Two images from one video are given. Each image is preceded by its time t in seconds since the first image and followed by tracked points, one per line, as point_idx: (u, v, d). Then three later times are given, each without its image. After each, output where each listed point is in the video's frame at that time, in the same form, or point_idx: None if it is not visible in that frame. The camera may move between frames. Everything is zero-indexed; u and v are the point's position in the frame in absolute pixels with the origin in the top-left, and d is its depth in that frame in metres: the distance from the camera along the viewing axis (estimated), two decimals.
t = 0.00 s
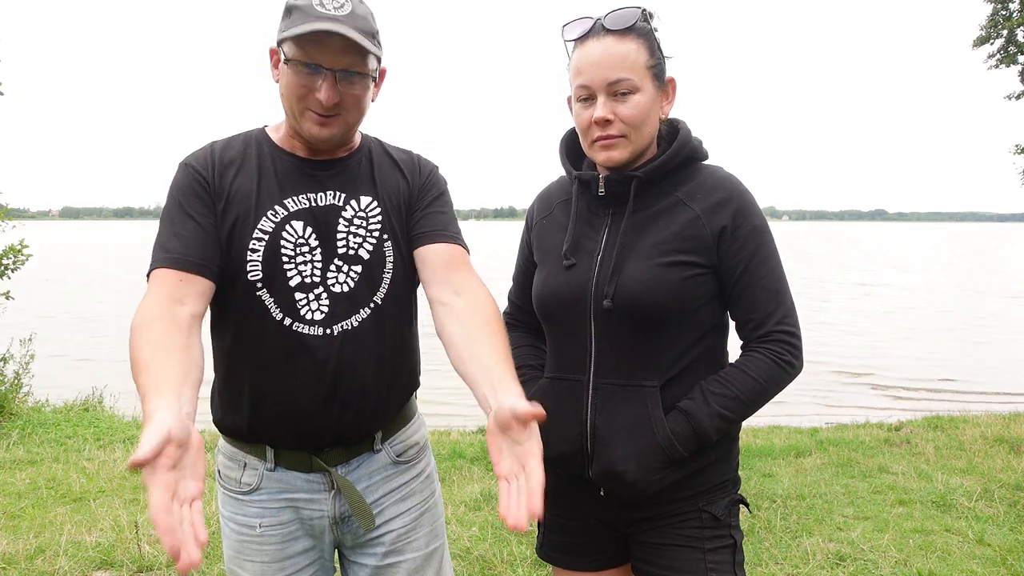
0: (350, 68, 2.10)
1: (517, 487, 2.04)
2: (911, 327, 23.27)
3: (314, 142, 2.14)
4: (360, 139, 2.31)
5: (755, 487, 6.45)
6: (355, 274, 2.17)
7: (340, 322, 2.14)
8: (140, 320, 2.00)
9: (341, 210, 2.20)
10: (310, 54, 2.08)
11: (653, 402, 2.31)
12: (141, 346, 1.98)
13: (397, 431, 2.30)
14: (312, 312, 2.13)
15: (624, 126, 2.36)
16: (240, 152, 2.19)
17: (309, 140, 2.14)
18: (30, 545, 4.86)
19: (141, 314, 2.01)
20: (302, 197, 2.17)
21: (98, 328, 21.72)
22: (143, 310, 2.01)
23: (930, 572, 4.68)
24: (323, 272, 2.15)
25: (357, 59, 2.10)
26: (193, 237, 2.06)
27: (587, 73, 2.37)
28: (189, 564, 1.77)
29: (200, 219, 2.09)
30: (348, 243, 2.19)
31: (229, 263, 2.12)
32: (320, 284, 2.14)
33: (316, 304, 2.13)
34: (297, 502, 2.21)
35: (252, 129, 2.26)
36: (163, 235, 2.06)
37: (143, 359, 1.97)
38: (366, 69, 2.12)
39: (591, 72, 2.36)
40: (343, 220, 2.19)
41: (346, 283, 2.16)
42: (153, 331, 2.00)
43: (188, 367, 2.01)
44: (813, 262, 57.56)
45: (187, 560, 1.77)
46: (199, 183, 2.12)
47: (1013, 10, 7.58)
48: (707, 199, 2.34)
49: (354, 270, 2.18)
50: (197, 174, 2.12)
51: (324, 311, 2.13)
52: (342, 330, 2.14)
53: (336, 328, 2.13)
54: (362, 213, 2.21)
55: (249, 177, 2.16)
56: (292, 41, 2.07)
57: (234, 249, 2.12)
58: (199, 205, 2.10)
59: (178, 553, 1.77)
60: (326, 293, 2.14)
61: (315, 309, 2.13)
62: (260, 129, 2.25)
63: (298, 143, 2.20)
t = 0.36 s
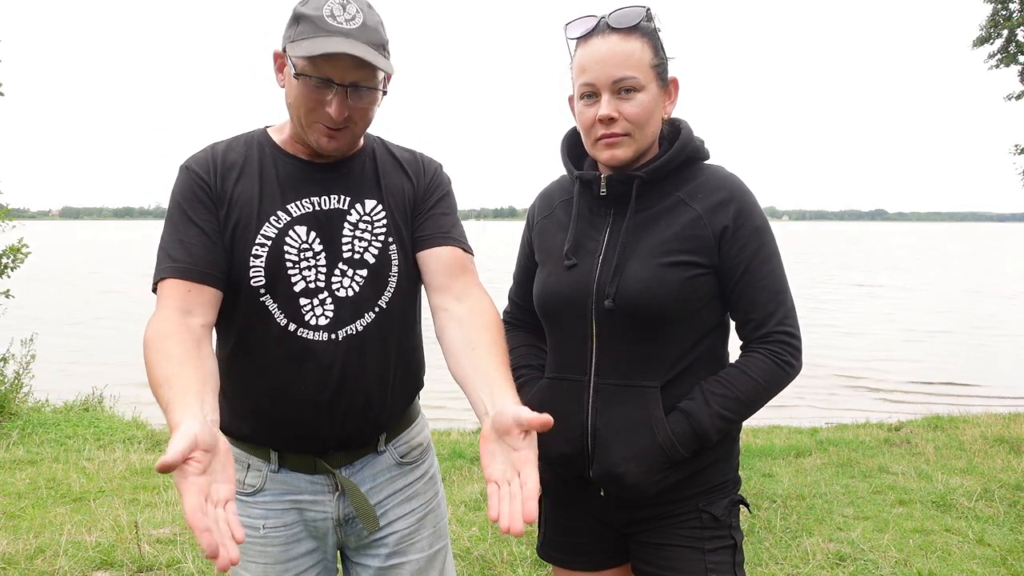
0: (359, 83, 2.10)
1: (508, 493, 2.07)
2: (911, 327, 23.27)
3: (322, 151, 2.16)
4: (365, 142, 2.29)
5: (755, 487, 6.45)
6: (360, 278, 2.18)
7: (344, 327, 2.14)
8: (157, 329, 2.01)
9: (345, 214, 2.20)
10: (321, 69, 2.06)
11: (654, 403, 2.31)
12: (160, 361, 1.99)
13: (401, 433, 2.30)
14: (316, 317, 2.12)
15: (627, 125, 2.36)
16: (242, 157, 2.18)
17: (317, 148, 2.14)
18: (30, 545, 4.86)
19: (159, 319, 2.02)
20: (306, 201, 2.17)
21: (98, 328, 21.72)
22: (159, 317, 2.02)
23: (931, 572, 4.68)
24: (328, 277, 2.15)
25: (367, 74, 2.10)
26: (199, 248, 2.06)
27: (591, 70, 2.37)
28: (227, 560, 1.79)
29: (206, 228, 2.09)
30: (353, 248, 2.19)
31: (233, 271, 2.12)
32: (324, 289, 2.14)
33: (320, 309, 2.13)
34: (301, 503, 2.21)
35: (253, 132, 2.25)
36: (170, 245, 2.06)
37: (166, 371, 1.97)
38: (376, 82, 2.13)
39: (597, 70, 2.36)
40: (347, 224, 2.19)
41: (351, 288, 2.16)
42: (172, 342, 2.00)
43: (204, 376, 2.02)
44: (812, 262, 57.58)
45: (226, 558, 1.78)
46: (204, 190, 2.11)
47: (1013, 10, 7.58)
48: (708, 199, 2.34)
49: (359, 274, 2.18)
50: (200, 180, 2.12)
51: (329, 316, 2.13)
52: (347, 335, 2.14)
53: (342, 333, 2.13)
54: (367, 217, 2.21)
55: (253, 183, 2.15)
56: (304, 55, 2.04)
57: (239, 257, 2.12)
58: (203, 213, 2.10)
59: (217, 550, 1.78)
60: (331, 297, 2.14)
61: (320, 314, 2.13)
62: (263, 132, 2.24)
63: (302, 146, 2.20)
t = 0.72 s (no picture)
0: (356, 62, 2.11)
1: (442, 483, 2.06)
2: (911, 327, 23.27)
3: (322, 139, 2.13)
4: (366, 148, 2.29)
5: (755, 487, 6.45)
6: (364, 278, 2.17)
7: (346, 326, 2.14)
8: (158, 333, 2.01)
9: (349, 214, 2.20)
10: (318, 48, 2.09)
11: (651, 403, 2.31)
12: (164, 363, 1.99)
13: (404, 437, 2.30)
14: (317, 316, 2.12)
15: (627, 126, 2.36)
16: (244, 159, 2.18)
17: (317, 135, 2.12)
18: (30, 545, 4.86)
19: (158, 323, 2.02)
20: (307, 200, 2.17)
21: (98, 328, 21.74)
22: (161, 320, 2.02)
23: (931, 572, 4.68)
24: (330, 275, 2.15)
25: (364, 52, 2.12)
26: (198, 249, 2.06)
27: (591, 72, 2.37)
28: (270, 534, 1.77)
29: (203, 230, 2.08)
30: (356, 248, 2.18)
31: (232, 272, 2.12)
32: (326, 287, 2.13)
33: (322, 307, 2.13)
34: (302, 508, 2.21)
35: (256, 133, 2.26)
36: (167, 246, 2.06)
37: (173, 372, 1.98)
38: (375, 64, 2.14)
39: (595, 71, 2.36)
40: (351, 225, 2.19)
41: (354, 287, 2.15)
42: (175, 344, 2.01)
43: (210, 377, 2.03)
44: (813, 262, 57.60)
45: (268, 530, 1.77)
46: (206, 191, 2.12)
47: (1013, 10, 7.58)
48: (708, 198, 2.34)
49: (362, 273, 2.17)
50: (202, 182, 2.13)
51: (330, 314, 2.13)
52: (348, 334, 2.14)
53: (343, 333, 2.13)
54: (371, 218, 2.20)
55: (257, 184, 2.15)
56: (299, 36, 2.09)
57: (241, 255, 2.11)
58: (203, 214, 2.10)
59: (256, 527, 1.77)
60: (332, 296, 2.14)
61: (321, 313, 2.12)
62: (266, 132, 2.25)
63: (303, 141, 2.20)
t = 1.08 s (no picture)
0: (350, 93, 2.06)
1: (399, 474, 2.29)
2: (911, 327, 23.27)
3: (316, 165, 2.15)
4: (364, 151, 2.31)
5: (755, 487, 6.45)
6: (364, 289, 2.17)
7: (346, 335, 2.14)
8: (149, 360, 2.09)
9: (348, 226, 2.19)
10: (309, 79, 2.03)
11: (652, 397, 2.30)
12: (162, 388, 2.08)
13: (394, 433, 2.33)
14: (317, 325, 2.11)
15: (624, 131, 2.36)
16: (221, 176, 2.12)
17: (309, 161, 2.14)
18: (30, 545, 4.86)
19: (148, 350, 2.09)
20: (302, 211, 2.15)
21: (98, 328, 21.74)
22: (153, 347, 2.10)
23: (931, 572, 4.68)
24: (329, 286, 2.13)
25: (357, 83, 2.06)
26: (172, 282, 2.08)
27: (586, 77, 2.36)
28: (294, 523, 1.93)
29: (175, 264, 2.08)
30: (356, 258, 2.17)
31: (213, 297, 2.12)
32: (325, 297, 2.13)
33: (321, 317, 2.12)
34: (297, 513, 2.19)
35: (241, 139, 2.21)
36: (138, 276, 2.08)
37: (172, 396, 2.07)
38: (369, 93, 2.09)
39: (591, 77, 2.35)
40: (350, 236, 2.18)
41: (354, 298, 2.16)
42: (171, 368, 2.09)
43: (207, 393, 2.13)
44: (813, 262, 57.62)
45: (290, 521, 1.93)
46: (183, 214, 2.09)
47: (1014, 10, 7.58)
48: (708, 197, 2.34)
49: (361, 284, 2.17)
50: (177, 205, 2.08)
51: (330, 323, 2.12)
52: (348, 343, 2.14)
53: (343, 341, 2.14)
54: (370, 230, 2.21)
55: (235, 202, 2.11)
56: (290, 67, 2.01)
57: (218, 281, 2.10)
58: (176, 243, 2.08)
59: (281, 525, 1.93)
60: (333, 305, 2.13)
61: (321, 322, 2.12)
62: (252, 138, 2.21)
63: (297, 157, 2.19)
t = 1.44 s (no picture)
0: (390, 128, 1.87)
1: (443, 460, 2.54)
2: (910, 327, 23.28)
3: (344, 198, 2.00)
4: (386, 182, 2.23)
5: (755, 487, 6.45)
6: (386, 331, 2.20)
7: (362, 374, 2.15)
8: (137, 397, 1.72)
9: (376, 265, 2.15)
10: (345, 113, 1.83)
11: (658, 395, 2.30)
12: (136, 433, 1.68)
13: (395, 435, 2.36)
14: (339, 368, 2.10)
15: (625, 134, 2.37)
16: (251, 215, 1.93)
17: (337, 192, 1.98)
18: (30, 545, 4.86)
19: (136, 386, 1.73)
20: (335, 255, 2.06)
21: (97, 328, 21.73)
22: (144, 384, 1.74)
23: (931, 572, 4.68)
24: (356, 332, 2.12)
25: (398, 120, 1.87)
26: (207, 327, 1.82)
27: (588, 79, 2.36)
28: None
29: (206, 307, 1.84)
30: (380, 301, 2.17)
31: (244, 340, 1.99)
32: (351, 343, 2.11)
33: (343, 360, 2.11)
34: (295, 512, 2.21)
35: (258, 164, 2.00)
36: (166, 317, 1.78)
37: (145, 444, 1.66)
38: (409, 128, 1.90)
39: (593, 79, 2.35)
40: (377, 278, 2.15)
41: (376, 341, 2.17)
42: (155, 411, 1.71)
43: (194, 468, 1.70)
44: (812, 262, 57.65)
45: None
46: (214, 253, 1.86)
47: (1013, 10, 7.58)
48: (710, 196, 2.34)
49: (384, 328, 2.19)
50: (207, 241, 1.85)
51: (350, 367, 2.13)
52: (364, 381, 2.16)
53: (359, 380, 2.15)
54: (396, 269, 2.19)
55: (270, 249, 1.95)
56: (328, 98, 1.82)
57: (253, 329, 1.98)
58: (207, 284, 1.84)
59: None
60: (356, 349, 2.13)
61: (342, 365, 2.11)
62: (276, 160, 2.01)
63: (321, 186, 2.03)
